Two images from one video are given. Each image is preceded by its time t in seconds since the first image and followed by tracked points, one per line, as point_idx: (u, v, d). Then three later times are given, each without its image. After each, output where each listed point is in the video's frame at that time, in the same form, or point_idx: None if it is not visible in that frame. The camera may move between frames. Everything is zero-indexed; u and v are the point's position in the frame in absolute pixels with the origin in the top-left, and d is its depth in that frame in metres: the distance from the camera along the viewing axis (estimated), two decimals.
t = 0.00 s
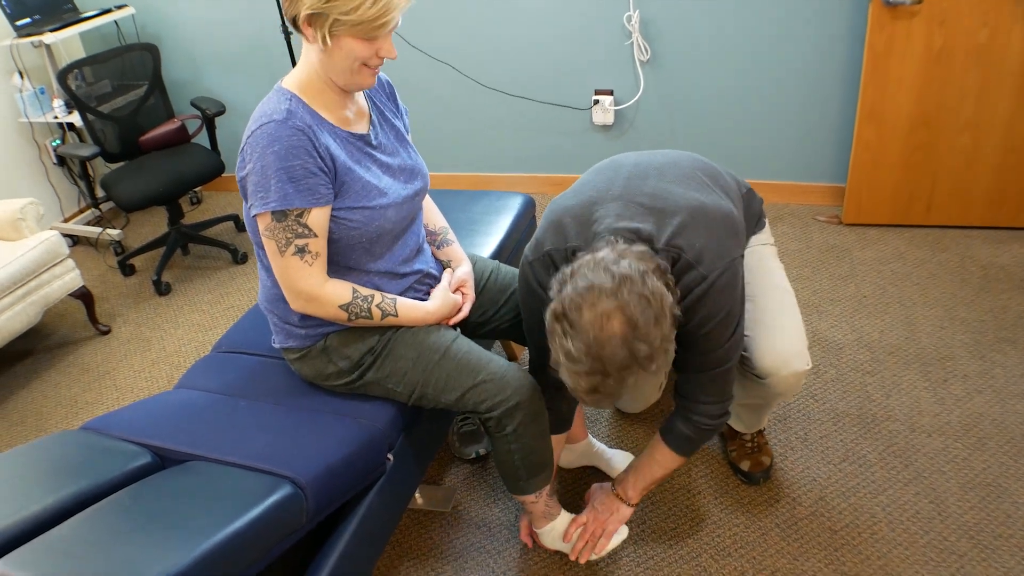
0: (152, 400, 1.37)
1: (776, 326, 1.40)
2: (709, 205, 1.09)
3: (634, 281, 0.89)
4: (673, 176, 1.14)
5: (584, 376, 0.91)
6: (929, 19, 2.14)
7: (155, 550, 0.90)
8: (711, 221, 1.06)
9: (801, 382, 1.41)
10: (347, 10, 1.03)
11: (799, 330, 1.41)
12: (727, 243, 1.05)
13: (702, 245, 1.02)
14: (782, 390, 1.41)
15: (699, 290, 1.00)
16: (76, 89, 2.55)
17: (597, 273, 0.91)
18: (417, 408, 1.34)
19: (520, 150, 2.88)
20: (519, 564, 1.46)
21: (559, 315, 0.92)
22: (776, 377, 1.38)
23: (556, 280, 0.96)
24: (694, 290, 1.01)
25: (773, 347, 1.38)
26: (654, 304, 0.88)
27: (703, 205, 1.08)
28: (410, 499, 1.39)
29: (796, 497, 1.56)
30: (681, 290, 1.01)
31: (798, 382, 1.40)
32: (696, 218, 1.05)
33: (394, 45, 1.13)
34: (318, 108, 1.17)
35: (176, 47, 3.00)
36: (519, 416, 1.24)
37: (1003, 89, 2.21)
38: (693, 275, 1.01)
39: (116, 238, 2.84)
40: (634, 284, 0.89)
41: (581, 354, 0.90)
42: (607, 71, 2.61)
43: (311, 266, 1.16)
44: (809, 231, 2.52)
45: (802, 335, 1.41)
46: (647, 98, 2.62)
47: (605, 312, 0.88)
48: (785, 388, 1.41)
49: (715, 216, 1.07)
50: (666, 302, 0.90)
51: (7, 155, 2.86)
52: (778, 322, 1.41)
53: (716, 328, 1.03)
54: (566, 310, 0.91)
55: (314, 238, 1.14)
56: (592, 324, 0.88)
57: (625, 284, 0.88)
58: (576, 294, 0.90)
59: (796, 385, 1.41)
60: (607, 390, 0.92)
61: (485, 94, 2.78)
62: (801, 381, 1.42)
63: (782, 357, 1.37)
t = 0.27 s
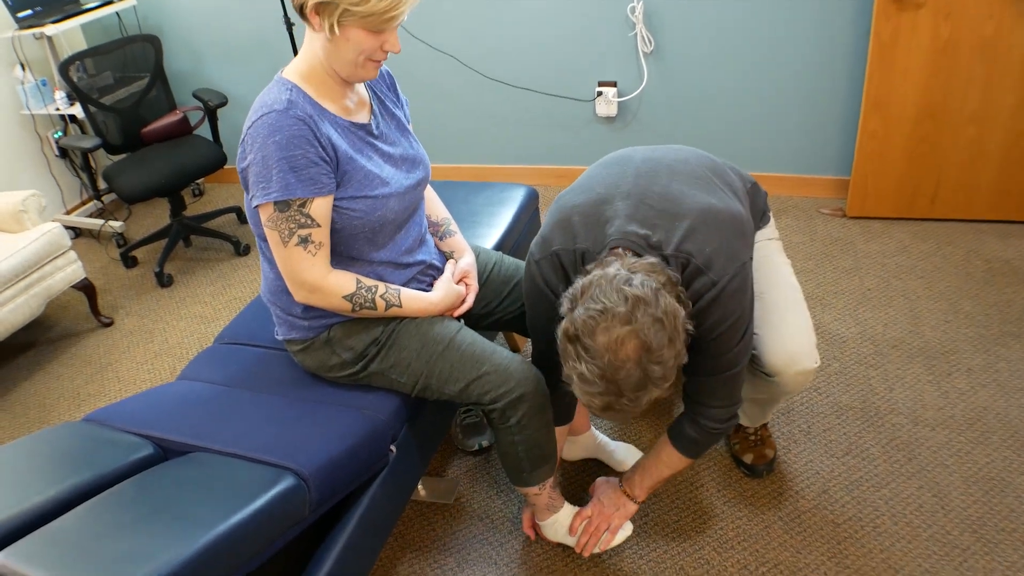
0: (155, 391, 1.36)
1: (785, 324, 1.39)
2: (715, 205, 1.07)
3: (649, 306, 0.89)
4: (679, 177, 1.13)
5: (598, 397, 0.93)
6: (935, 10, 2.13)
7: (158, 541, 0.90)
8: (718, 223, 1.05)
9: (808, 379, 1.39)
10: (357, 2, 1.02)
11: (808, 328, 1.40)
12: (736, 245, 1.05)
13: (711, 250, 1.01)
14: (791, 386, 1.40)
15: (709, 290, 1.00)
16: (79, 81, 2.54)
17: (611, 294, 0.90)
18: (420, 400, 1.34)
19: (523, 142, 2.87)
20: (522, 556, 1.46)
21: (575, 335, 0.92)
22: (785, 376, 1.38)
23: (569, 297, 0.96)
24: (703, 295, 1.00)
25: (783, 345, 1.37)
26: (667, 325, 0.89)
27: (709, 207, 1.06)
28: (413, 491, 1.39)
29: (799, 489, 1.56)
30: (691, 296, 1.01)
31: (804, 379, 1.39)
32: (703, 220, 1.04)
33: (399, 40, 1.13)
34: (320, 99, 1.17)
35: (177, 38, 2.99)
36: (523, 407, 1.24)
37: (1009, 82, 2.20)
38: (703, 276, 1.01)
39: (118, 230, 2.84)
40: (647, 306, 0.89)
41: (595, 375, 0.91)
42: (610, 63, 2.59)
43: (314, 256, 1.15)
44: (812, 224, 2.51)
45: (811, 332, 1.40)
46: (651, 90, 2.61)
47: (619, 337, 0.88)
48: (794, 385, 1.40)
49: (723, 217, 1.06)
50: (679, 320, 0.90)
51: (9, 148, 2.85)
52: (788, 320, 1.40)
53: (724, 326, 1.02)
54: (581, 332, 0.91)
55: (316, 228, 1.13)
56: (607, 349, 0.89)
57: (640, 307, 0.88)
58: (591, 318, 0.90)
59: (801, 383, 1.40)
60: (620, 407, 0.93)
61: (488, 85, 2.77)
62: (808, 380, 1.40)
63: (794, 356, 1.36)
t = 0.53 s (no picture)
0: (155, 382, 1.36)
1: (794, 314, 1.38)
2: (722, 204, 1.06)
3: (654, 324, 0.87)
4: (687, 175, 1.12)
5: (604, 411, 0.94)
6: None
7: (159, 531, 0.90)
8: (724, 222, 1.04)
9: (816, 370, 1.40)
10: None
11: (816, 318, 1.39)
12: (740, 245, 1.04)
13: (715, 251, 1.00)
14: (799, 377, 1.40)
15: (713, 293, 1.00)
16: (79, 71, 2.53)
17: (616, 310, 0.88)
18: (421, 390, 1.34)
19: (524, 132, 2.86)
20: (523, 547, 1.46)
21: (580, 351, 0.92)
22: (794, 368, 1.37)
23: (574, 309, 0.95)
24: (707, 301, 1.00)
25: (791, 336, 1.36)
26: (672, 343, 0.88)
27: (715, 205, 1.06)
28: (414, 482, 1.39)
29: (800, 481, 1.55)
30: (695, 302, 1.01)
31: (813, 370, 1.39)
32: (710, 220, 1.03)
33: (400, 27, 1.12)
34: (320, 87, 1.16)
35: (177, 27, 2.98)
36: (523, 397, 1.24)
37: (1014, 72, 2.18)
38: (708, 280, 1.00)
39: (118, 220, 2.83)
40: (653, 323, 0.88)
41: (601, 391, 0.91)
42: (613, 52, 2.58)
43: (313, 245, 1.15)
44: (815, 215, 2.50)
45: (819, 324, 1.39)
46: (654, 80, 2.59)
47: (622, 356, 0.88)
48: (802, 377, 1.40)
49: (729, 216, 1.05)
50: (683, 336, 0.90)
51: (10, 138, 2.84)
52: (796, 310, 1.38)
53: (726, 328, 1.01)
54: (585, 348, 0.91)
55: (315, 217, 1.12)
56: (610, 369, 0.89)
57: (645, 326, 0.87)
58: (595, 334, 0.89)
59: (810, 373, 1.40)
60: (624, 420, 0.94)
61: (489, 75, 2.75)
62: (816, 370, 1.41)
63: (802, 347, 1.35)
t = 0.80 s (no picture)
0: (152, 372, 1.36)
1: (790, 285, 1.36)
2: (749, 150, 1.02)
3: (655, 140, 0.84)
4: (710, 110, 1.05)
5: (634, 233, 0.80)
6: None
7: (157, 522, 0.90)
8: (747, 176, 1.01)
9: (813, 341, 1.38)
10: None
11: (813, 289, 1.37)
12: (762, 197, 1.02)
13: (734, 203, 0.99)
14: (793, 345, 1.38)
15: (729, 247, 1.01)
16: (77, 61, 2.51)
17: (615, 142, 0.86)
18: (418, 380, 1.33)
19: (524, 123, 2.85)
20: (522, 538, 1.46)
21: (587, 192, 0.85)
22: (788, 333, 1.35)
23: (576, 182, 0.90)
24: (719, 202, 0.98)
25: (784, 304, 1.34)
26: (673, 150, 0.83)
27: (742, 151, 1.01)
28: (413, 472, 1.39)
29: (800, 472, 1.55)
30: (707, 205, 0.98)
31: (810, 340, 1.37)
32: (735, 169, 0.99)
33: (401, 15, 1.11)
34: (320, 75, 1.15)
35: (176, 17, 2.96)
36: (519, 387, 1.23)
37: (1017, 63, 2.16)
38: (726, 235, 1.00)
39: (117, 210, 2.82)
40: (651, 142, 0.83)
41: (616, 201, 0.81)
42: (613, 42, 2.56)
43: (310, 236, 1.14)
44: (816, 206, 2.49)
45: (815, 294, 1.37)
46: (655, 70, 2.57)
47: (632, 160, 0.81)
48: (797, 345, 1.38)
49: (752, 165, 1.02)
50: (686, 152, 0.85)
51: (8, 128, 2.83)
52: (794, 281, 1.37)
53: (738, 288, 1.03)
54: (593, 179, 0.84)
55: (312, 207, 1.11)
56: (621, 173, 0.81)
57: (649, 142, 0.83)
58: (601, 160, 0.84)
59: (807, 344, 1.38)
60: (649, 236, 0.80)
61: (489, 65, 2.73)
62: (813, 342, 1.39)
63: (796, 317, 1.34)
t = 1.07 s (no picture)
0: (153, 364, 1.36)
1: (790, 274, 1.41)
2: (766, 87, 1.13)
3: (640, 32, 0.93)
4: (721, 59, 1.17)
5: (625, 109, 0.87)
6: None
7: (158, 514, 0.90)
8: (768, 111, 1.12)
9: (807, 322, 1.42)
10: None
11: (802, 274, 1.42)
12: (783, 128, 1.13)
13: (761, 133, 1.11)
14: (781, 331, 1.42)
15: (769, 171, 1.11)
16: (77, 52, 2.50)
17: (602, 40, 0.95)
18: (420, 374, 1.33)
19: (526, 114, 2.83)
20: (522, 530, 1.46)
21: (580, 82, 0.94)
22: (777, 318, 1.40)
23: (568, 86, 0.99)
24: (735, 94, 1.11)
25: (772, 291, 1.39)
26: (653, 41, 0.92)
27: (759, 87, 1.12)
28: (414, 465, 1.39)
29: (801, 464, 1.55)
30: (724, 100, 1.11)
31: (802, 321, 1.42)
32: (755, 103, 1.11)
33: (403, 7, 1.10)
34: (321, 69, 1.14)
35: (175, 7, 2.94)
36: (522, 380, 1.23)
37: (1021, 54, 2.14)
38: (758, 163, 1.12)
39: (118, 202, 2.82)
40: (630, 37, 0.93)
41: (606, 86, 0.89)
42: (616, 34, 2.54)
43: (311, 229, 1.13)
44: (818, 198, 2.48)
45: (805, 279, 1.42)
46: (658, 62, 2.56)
47: (615, 52, 0.91)
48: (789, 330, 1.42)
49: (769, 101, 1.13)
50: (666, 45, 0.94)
51: (8, 119, 2.82)
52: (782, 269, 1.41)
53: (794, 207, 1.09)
54: (585, 78, 0.93)
55: (313, 200, 1.11)
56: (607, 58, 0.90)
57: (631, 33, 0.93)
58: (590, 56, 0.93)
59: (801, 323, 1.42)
60: (639, 106, 0.87)
61: (491, 56, 2.72)
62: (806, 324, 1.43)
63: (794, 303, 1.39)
